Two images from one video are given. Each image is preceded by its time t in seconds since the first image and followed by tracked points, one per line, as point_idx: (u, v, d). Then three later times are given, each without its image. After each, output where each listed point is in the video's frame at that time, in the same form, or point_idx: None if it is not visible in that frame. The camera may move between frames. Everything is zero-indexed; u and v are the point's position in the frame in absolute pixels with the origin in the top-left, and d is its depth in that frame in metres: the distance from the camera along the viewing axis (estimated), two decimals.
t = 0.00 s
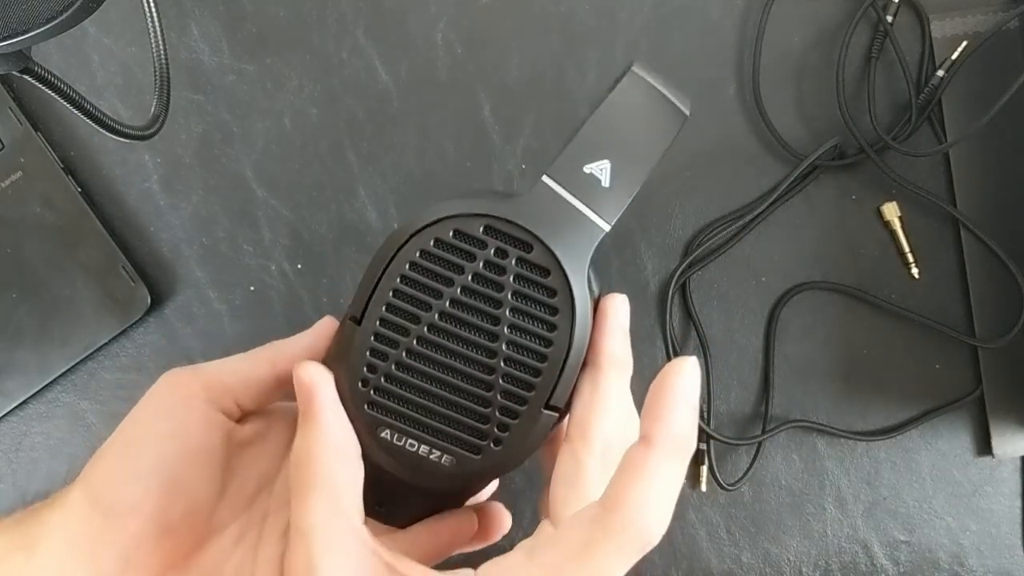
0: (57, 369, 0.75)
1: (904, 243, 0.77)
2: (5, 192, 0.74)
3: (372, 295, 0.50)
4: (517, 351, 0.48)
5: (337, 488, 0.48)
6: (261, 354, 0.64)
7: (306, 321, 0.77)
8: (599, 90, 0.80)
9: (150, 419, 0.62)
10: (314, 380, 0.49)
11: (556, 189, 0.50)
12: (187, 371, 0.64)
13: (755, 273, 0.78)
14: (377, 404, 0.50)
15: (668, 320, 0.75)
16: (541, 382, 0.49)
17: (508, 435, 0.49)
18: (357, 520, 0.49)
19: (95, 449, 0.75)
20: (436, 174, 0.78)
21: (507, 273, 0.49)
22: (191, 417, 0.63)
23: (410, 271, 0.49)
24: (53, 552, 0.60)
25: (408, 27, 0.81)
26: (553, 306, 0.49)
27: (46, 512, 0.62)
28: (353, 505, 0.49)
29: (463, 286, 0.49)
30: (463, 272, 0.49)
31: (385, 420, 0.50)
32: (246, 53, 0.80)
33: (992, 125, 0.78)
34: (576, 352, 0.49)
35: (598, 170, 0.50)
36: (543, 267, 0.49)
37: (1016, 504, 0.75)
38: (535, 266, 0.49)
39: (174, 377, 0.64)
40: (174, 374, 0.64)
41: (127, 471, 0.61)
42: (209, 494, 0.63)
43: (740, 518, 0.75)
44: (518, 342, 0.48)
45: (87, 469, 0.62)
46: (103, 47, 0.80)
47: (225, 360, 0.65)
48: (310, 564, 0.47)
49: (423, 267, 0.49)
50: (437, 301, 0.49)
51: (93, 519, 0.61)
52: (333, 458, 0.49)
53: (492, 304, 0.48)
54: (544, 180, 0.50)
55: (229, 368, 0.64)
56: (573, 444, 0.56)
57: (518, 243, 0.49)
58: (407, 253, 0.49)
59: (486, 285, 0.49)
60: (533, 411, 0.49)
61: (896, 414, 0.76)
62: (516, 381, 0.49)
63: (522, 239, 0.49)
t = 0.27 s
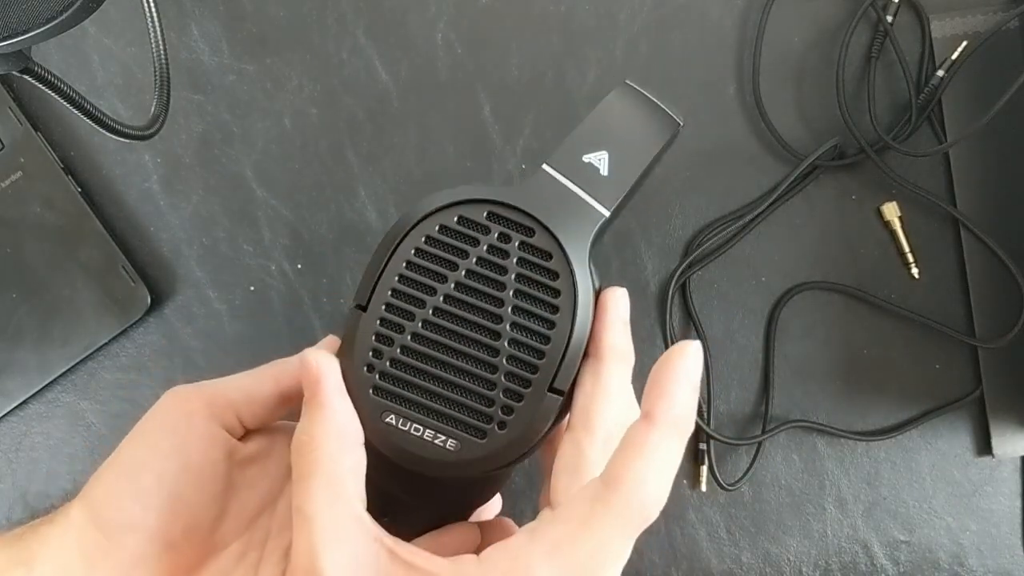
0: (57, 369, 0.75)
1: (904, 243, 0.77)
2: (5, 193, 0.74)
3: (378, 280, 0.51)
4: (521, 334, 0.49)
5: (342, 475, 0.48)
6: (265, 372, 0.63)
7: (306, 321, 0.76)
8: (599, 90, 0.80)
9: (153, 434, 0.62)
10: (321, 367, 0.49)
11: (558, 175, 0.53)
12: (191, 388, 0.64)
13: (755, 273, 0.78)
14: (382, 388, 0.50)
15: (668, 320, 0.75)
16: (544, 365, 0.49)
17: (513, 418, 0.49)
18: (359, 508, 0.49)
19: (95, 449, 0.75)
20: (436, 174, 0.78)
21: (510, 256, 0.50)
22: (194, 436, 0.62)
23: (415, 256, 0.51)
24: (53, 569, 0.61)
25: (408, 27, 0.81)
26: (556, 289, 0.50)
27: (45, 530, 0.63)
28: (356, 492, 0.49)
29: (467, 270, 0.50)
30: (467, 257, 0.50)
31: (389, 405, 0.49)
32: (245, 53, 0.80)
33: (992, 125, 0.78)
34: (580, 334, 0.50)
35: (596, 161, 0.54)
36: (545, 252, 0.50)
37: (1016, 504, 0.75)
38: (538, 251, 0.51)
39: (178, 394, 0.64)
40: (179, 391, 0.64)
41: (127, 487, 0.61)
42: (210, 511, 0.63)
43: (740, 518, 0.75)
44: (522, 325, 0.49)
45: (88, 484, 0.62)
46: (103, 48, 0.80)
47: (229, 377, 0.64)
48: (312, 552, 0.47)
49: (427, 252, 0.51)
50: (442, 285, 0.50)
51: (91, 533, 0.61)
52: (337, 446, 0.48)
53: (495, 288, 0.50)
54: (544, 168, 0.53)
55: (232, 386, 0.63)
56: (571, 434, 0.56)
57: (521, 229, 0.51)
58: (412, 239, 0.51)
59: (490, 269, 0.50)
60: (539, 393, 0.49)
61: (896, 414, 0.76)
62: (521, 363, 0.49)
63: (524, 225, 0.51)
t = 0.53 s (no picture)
0: (58, 369, 0.75)
1: (904, 242, 0.77)
2: (5, 193, 0.74)
3: (394, 284, 0.52)
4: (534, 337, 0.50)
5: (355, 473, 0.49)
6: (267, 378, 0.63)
7: (305, 321, 0.76)
8: (599, 91, 0.80)
9: (157, 440, 0.62)
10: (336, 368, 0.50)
11: (575, 182, 0.54)
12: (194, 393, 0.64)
13: (755, 272, 0.78)
14: (397, 392, 0.51)
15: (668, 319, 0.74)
16: (559, 370, 0.50)
17: (528, 423, 0.50)
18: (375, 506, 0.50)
19: (95, 449, 0.75)
20: (436, 174, 0.78)
21: (525, 261, 0.51)
22: (199, 441, 0.62)
23: (431, 258, 0.52)
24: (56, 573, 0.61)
25: (408, 27, 0.81)
26: (571, 295, 0.51)
27: (49, 534, 0.63)
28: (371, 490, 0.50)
29: (483, 274, 0.51)
30: (483, 262, 0.51)
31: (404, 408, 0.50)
32: (245, 52, 0.80)
33: (992, 125, 0.78)
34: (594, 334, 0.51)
35: (612, 170, 0.54)
36: (561, 257, 0.52)
37: (1016, 504, 0.75)
38: (554, 256, 0.52)
39: (183, 399, 0.64)
40: (182, 397, 0.64)
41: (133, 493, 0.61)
42: (216, 518, 0.63)
43: (740, 518, 0.75)
44: (534, 328, 0.50)
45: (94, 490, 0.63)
46: (103, 48, 0.80)
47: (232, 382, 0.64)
48: (328, 552, 0.48)
49: (444, 253, 0.52)
50: (457, 289, 0.51)
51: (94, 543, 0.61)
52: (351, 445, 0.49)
53: (509, 292, 0.51)
54: (561, 175, 0.54)
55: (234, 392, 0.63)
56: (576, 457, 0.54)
57: (536, 234, 0.52)
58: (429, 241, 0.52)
59: (505, 274, 0.51)
60: (553, 399, 0.50)
61: (896, 414, 0.76)
62: (535, 368, 0.50)
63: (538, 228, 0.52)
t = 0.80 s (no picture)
0: (58, 369, 0.75)
1: (904, 242, 0.77)
2: (5, 193, 0.74)
3: (395, 283, 0.52)
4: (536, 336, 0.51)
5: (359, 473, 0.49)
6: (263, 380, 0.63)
7: (305, 322, 0.76)
8: (599, 91, 0.80)
9: (153, 441, 0.62)
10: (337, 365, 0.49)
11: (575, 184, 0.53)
12: (190, 395, 0.63)
13: (755, 273, 0.78)
14: (398, 391, 0.51)
15: (669, 319, 0.74)
16: (559, 369, 0.51)
17: (528, 422, 0.50)
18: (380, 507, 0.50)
19: (95, 449, 0.75)
20: (436, 174, 0.78)
21: (526, 261, 0.52)
22: (197, 443, 0.62)
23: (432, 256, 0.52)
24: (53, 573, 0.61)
25: (408, 27, 0.81)
26: (572, 294, 0.52)
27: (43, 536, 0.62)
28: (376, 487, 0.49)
29: (484, 273, 0.51)
30: (485, 261, 0.51)
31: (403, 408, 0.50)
32: (245, 53, 0.80)
33: (992, 125, 0.79)
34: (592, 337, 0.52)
35: (613, 171, 0.54)
36: (562, 256, 0.52)
37: (1016, 504, 0.75)
38: (554, 255, 0.52)
39: (179, 400, 0.63)
40: (178, 398, 0.64)
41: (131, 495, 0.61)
42: (212, 520, 0.63)
43: (740, 518, 0.75)
44: (537, 328, 0.51)
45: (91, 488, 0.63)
46: (103, 48, 0.80)
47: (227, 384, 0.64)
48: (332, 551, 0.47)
49: (446, 251, 0.52)
50: (459, 288, 0.51)
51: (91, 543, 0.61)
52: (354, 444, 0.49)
53: (511, 291, 0.51)
54: (561, 176, 0.54)
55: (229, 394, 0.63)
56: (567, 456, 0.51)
57: (538, 233, 0.52)
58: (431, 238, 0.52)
59: (507, 273, 0.51)
60: (555, 397, 0.51)
61: (896, 414, 0.76)
62: (536, 367, 0.51)
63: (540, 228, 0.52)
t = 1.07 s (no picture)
0: (58, 369, 0.75)
1: (904, 242, 0.77)
2: (5, 193, 0.74)
3: (438, 300, 0.53)
4: (575, 348, 0.54)
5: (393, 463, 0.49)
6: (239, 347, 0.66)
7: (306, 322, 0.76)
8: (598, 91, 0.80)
9: (133, 423, 0.62)
10: (368, 374, 0.50)
11: (615, 201, 0.56)
12: (159, 371, 0.65)
13: (755, 273, 0.78)
14: (443, 405, 0.53)
15: (668, 319, 0.74)
16: (596, 384, 0.55)
17: (566, 433, 0.55)
18: (416, 504, 0.52)
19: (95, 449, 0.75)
20: (436, 174, 0.78)
21: (569, 277, 0.53)
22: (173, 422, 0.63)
23: (481, 266, 0.53)
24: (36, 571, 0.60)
25: (408, 27, 0.81)
26: (610, 308, 0.55)
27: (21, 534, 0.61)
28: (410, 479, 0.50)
29: (530, 287, 0.53)
30: (526, 278, 0.53)
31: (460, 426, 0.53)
32: (245, 53, 0.80)
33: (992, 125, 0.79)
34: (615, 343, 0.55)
35: (648, 179, 0.58)
36: (601, 273, 0.54)
37: (1017, 504, 0.75)
38: (593, 271, 0.54)
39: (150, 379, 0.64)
40: (148, 376, 0.65)
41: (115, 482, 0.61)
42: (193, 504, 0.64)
43: (740, 518, 0.75)
44: (578, 340, 0.54)
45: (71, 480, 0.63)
46: (102, 48, 0.80)
47: (197, 356, 0.65)
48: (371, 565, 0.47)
49: (493, 261, 0.53)
50: (507, 301, 0.53)
51: (82, 535, 0.61)
52: (389, 441, 0.49)
53: (553, 305, 0.53)
54: (601, 187, 0.56)
55: (205, 365, 0.65)
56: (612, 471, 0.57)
57: (578, 249, 0.54)
58: (482, 248, 0.53)
59: (550, 289, 0.53)
60: (588, 410, 0.55)
61: (896, 414, 0.76)
62: (574, 379, 0.54)
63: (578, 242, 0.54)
